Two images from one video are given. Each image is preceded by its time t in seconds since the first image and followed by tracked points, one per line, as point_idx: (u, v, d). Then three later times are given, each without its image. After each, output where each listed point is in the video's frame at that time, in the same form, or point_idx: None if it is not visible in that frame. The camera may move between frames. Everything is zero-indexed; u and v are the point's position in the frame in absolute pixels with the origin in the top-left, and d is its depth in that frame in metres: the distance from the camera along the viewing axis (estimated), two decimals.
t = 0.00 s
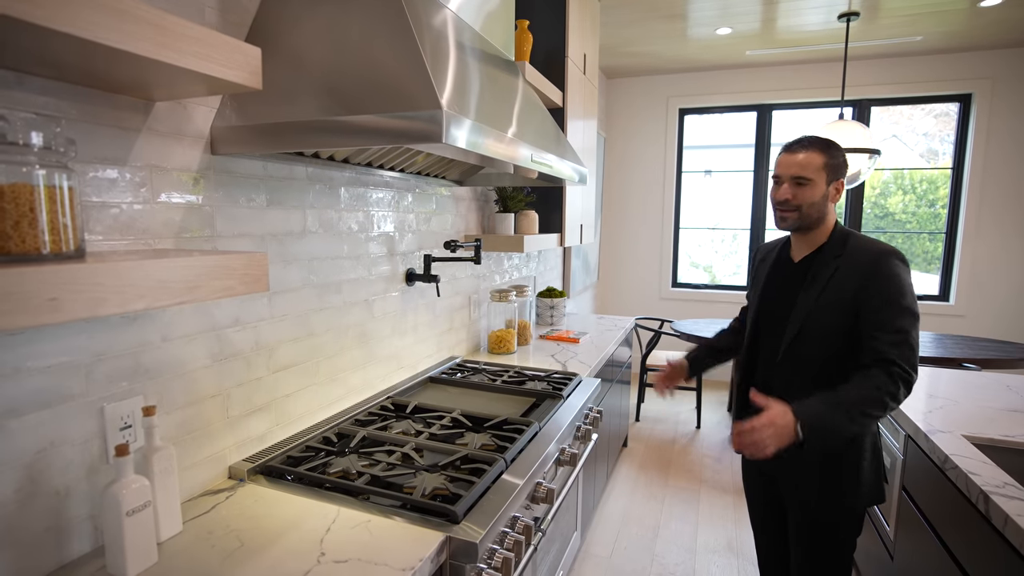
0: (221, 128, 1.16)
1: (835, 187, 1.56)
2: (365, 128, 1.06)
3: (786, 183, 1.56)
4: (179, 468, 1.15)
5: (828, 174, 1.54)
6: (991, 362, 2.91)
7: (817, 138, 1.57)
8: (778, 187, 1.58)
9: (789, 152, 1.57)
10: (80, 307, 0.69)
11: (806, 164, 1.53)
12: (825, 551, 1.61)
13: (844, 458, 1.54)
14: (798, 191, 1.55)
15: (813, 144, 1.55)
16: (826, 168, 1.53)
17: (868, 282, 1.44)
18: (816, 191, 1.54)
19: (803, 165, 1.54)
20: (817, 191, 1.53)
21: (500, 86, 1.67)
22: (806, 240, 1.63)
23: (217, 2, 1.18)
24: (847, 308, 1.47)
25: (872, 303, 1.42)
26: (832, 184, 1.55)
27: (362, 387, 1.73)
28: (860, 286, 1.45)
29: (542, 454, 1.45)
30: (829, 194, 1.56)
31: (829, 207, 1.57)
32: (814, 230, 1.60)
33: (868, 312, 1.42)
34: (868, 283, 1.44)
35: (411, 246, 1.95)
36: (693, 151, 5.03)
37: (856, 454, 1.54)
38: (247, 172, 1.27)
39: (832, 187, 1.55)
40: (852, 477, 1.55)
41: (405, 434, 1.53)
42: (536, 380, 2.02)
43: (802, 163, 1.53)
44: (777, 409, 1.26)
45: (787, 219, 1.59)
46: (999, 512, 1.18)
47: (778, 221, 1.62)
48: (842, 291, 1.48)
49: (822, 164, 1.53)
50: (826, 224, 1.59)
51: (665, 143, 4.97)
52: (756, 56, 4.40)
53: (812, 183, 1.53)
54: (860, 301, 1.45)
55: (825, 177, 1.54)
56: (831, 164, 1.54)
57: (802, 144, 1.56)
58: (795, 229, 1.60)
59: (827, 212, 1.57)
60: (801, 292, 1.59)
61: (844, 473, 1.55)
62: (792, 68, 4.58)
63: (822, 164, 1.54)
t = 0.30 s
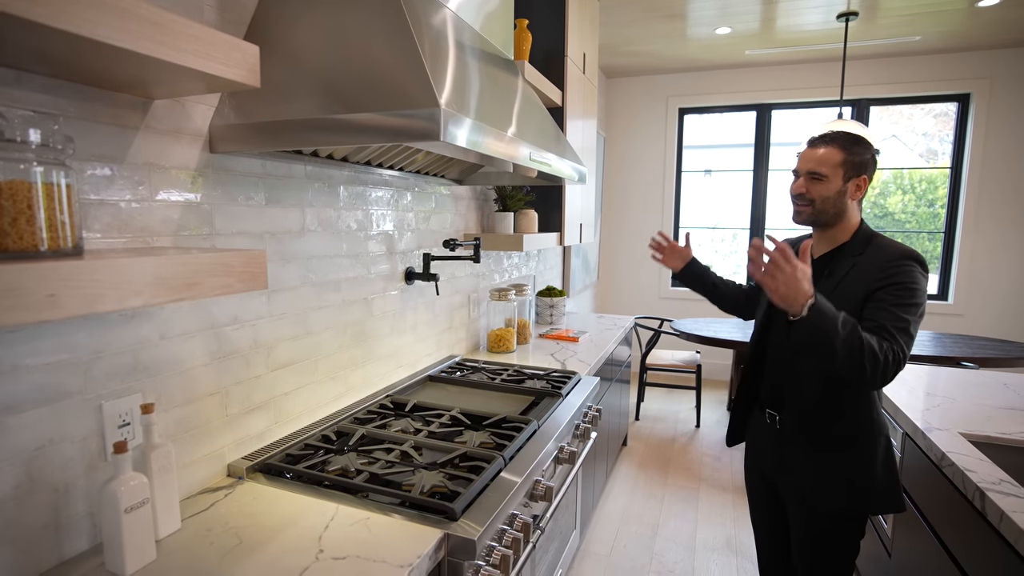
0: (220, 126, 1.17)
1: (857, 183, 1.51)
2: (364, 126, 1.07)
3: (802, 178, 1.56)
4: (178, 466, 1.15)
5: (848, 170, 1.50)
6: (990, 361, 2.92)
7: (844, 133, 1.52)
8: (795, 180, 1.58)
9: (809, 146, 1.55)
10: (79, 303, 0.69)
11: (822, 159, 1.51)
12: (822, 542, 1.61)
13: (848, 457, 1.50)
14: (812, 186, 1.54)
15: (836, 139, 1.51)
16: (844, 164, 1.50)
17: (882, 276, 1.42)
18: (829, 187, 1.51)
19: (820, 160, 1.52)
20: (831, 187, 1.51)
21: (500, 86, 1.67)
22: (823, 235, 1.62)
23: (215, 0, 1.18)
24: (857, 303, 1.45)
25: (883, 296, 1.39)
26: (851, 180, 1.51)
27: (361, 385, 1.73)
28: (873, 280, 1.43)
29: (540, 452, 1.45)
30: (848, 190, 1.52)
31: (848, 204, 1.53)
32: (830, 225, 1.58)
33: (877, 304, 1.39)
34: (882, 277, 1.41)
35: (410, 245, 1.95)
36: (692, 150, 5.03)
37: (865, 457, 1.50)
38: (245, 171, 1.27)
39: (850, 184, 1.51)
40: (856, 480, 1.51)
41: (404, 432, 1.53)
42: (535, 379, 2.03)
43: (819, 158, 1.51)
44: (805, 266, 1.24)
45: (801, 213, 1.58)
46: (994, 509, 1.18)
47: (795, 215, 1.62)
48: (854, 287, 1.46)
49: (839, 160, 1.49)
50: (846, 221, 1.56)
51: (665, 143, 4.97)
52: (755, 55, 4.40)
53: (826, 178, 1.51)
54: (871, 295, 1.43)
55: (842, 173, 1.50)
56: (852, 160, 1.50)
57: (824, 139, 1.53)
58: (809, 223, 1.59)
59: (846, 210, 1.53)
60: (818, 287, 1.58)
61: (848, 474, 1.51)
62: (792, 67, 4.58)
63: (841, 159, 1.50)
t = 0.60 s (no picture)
0: (216, 126, 1.17)
1: (856, 178, 1.49)
2: (360, 126, 1.07)
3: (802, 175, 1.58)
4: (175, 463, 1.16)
5: (843, 166, 1.50)
6: (982, 359, 2.94)
7: (844, 130, 1.52)
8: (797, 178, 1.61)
9: (811, 144, 1.57)
10: (76, 301, 0.70)
11: (817, 156, 1.53)
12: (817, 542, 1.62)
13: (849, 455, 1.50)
14: (809, 183, 1.56)
15: (834, 136, 1.52)
16: (839, 160, 1.50)
17: (891, 275, 1.42)
18: (824, 182, 1.52)
19: (816, 157, 1.54)
20: (825, 182, 1.52)
21: (496, 86, 1.67)
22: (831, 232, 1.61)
23: None
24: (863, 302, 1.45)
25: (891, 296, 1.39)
26: (849, 176, 1.50)
27: (357, 384, 1.73)
28: (882, 279, 1.43)
29: (535, 450, 1.46)
30: (846, 186, 1.51)
31: (847, 200, 1.52)
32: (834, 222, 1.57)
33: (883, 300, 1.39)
34: (891, 276, 1.41)
35: (407, 244, 1.96)
36: (689, 151, 5.05)
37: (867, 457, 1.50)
38: (241, 169, 1.27)
39: (847, 180, 1.50)
40: (855, 477, 1.51)
41: (400, 430, 1.53)
42: (531, 378, 2.04)
43: (815, 154, 1.53)
44: (822, 223, 1.26)
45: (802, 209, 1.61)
46: (984, 505, 1.19)
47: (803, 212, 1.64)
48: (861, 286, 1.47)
49: (834, 155, 1.50)
50: (849, 217, 1.54)
51: (661, 143, 4.98)
52: (751, 56, 4.42)
53: (821, 174, 1.52)
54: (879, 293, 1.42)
55: (838, 169, 1.50)
56: (848, 156, 1.49)
57: (824, 136, 1.54)
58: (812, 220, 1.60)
59: (847, 205, 1.53)
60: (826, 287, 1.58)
61: (848, 471, 1.52)
62: (787, 68, 4.59)
63: (837, 155, 1.50)
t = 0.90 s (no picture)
0: (212, 124, 1.17)
1: (858, 175, 1.50)
2: (355, 124, 1.07)
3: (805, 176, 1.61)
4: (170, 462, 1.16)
5: (843, 164, 1.51)
6: (977, 358, 2.95)
7: (843, 129, 1.54)
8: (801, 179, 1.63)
9: (812, 145, 1.60)
10: (70, 297, 0.70)
11: (817, 155, 1.55)
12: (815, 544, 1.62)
13: (846, 455, 1.50)
14: (812, 183, 1.58)
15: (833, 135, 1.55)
16: (839, 158, 1.52)
17: (888, 273, 1.39)
18: (826, 181, 1.54)
19: (816, 157, 1.56)
20: (827, 181, 1.54)
21: (494, 85, 1.67)
22: (840, 231, 1.61)
23: None
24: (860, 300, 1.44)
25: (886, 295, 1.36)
26: (850, 173, 1.51)
27: (354, 382, 1.73)
28: (880, 277, 1.40)
29: (532, 448, 1.46)
30: (848, 183, 1.52)
31: (851, 197, 1.53)
32: (841, 220, 1.57)
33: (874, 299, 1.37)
34: (888, 274, 1.39)
35: (404, 243, 1.96)
36: (686, 150, 5.06)
37: (863, 459, 1.49)
38: (237, 167, 1.28)
39: (848, 177, 1.51)
40: (851, 479, 1.50)
41: (396, 428, 1.53)
42: (527, 376, 2.04)
43: (814, 155, 1.56)
44: (759, 257, 1.23)
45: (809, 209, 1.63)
46: (977, 501, 1.20)
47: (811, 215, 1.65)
48: (860, 283, 1.45)
49: (833, 153, 1.52)
50: (855, 214, 1.54)
51: (658, 142, 4.99)
52: (748, 56, 4.42)
53: (822, 173, 1.54)
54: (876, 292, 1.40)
55: (838, 167, 1.52)
56: (848, 153, 1.50)
57: (824, 136, 1.57)
58: (818, 219, 1.62)
59: (850, 202, 1.53)
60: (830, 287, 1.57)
61: (845, 473, 1.51)
62: (784, 68, 4.60)
63: (836, 154, 1.52)
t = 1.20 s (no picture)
0: (211, 125, 1.18)
1: (864, 180, 1.53)
2: (353, 125, 1.08)
3: (808, 176, 1.58)
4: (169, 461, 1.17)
5: (852, 168, 1.52)
6: (972, 357, 2.97)
7: (848, 131, 1.55)
8: (800, 179, 1.61)
9: (813, 145, 1.58)
10: (72, 297, 0.70)
11: (827, 157, 1.53)
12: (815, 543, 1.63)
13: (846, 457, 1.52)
14: (817, 184, 1.56)
15: (841, 138, 1.54)
16: (849, 161, 1.52)
17: (883, 276, 1.41)
18: (835, 183, 1.53)
19: (824, 158, 1.54)
20: (836, 183, 1.53)
21: (491, 86, 1.68)
22: (831, 234, 1.63)
23: None
24: (858, 307, 1.45)
25: (883, 300, 1.38)
26: (857, 178, 1.53)
27: (351, 382, 1.74)
28: (875, 280, 1.42)
29: (529, 447, 1.47)
30: (854, 188, 1.53)
31: (854, 202, 1.55)
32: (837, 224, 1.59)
33: (872, 310, 1.39)
34: (882, 276, 1.41)
35: (401, 244, 1.97)
36: (684, 151, 5.07)
37: (864, 465, 1.51)
38: (236, 168, 1.28)
39: (856, 181, 1.52)
40: (850, 479, 1.52)
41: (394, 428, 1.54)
42: (525, 376, 2.05)
43: (823, 155, 1.54)
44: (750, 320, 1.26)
45: (807, 210, 1.61)
46: (969, 498, 1.22)
47: (804, 215, 1.64)
48: (857, 288, 1.46)
49: (845, 156, 1.51)
50: (853, 218, 1.56)
51: (656, 143, 5.01)
52: (744, 57, 4.44)
53: (831, 176, 1.53)
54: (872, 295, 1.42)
55: (847, 171, 1.52)
56: (858, 158, 1.52)
57: (829, 137, 1.56)
58: (815, 221, 1.61)
59: (853, 206, 1.55)
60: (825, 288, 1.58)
61: (844, 473, 1.53)
62: (781, 69, 4.63)
63: (847, 157, 1.52)
